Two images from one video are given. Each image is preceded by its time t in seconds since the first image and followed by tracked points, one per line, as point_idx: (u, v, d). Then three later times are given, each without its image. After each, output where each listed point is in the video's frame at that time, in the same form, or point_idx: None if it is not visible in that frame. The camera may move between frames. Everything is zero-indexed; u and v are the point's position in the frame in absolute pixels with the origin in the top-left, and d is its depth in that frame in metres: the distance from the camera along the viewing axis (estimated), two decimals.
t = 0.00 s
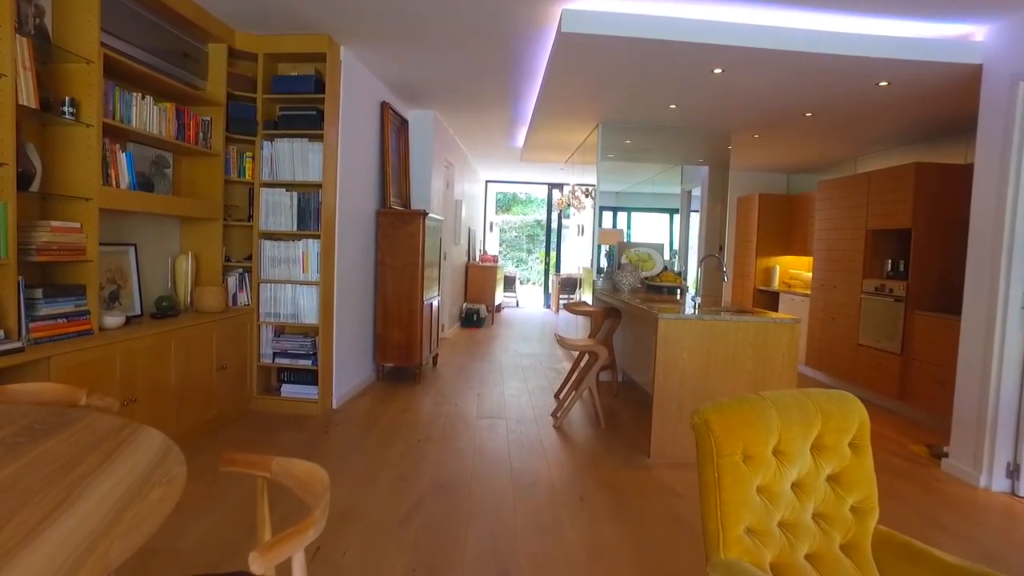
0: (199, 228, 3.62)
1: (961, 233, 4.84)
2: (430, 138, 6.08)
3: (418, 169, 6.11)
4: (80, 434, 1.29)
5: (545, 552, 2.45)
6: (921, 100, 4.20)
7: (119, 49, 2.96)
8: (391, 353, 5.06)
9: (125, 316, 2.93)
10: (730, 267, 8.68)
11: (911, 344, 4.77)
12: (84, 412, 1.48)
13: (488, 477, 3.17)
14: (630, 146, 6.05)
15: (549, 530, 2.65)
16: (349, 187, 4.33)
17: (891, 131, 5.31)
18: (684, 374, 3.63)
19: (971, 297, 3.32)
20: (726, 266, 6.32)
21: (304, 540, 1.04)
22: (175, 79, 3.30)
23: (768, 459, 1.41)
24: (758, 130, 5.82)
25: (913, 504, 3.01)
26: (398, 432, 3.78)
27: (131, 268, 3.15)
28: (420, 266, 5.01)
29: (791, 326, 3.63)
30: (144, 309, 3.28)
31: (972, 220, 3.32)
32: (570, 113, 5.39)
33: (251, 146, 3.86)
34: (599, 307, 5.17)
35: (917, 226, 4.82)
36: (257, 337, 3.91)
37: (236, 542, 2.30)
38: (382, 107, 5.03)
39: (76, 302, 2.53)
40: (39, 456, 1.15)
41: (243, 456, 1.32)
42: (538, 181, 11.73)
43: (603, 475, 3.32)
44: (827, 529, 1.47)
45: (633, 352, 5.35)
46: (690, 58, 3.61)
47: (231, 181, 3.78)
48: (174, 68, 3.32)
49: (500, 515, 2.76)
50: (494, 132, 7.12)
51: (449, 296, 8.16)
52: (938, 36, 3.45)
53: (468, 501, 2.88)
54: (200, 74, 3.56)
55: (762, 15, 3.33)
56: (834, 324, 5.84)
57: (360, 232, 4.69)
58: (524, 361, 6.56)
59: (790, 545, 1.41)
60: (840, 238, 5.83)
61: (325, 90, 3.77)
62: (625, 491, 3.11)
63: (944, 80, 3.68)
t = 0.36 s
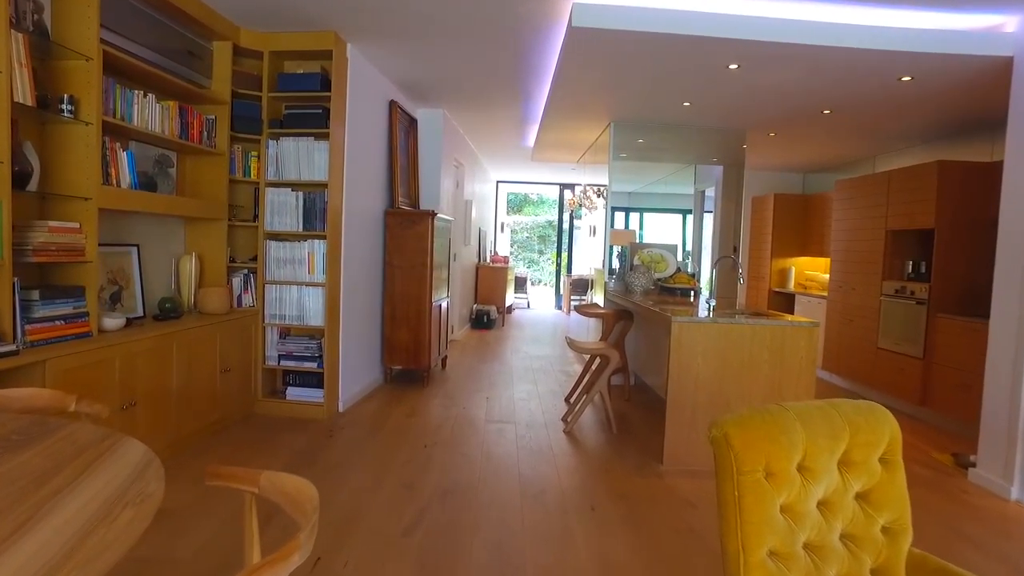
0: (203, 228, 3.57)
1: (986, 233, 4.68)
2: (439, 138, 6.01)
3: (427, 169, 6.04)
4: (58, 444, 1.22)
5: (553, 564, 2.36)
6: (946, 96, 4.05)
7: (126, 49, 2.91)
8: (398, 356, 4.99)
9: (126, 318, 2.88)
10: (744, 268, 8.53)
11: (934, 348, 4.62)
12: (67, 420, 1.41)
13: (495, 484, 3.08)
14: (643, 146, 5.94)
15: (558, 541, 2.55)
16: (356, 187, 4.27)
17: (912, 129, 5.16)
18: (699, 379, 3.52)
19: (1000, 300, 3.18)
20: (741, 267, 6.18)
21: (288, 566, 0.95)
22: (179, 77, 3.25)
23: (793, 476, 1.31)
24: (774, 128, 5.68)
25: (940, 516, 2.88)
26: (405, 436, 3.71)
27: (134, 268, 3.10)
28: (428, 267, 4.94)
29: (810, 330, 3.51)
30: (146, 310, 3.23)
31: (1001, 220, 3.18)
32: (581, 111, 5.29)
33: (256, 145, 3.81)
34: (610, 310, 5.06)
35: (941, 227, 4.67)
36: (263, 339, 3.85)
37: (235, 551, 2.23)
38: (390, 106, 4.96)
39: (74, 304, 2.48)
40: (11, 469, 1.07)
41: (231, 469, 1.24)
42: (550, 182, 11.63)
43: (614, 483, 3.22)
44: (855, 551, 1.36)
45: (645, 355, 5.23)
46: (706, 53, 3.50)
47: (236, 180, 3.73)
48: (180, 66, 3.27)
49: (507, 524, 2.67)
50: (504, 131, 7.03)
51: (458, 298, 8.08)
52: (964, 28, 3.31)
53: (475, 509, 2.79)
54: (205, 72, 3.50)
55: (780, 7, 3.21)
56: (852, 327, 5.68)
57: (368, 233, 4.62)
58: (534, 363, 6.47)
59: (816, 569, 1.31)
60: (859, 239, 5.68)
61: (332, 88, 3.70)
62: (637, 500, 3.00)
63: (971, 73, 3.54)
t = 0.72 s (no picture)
0: (206, 229, 3.49)
1: (1013, 234, 4.52)
2: (448, 137, 5.92)
3: (435, 169, 5.96)
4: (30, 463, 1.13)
5: None
6: (972, 90, 3.91)
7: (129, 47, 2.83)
8: (406, 359, 4.90)
9: (124, 322, 2.80)
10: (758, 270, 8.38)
11: (958, 353, 4.45)
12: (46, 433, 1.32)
13: (503, 494, 2.98)
14: (655, 145, 5.83)
15: (569, 555, 2.44)
16: (362, 187, 4.18)
17: (935, 126, 5.00)
18: (714, 386, 3.40)
19: None
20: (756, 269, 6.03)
21: None
22: (182, 75, 3.18)
23: (828, 501, 1.18)
24: (791, 126, 5.53)
25: (970, 531, 2.74)
26: (411, 443, 3.61)
27: (134, 270, 3.03)
28: (435, 268, 4.84)
29: (831, 334, 3.37)
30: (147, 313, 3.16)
31: None
32: (592, 109, 5.18)
33: (259, 144, 3.73)
34: (622, 312, 4.94)
35: (965, 227, 4.50)
36: (266, 342, 3.77)
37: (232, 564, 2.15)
38: (397, 104, 4.88)
39: (70, 307, 2.41)
40: None
41: (216, 492, 1.14)
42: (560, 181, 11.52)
43: (627, 493, 3.10)
44: None
45: (657, 359, 5.11)
46: (723, 48, 3.38)
47: (239, 180, 3.65)
48: (182, 63, 3.19)
49: (515, 537, 2.56)
50: (513, 129, 6.92)
51: (467, 299, 7.99)
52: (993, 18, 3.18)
53: (482, 520, 2.69)
54: (208, 70, 3.41)
55: None
56: (871, 331, 5.52)
57: (375, 234, 4.54)
58: (544, 367, 6.36)
59: None
60: (878, 239, 5.52)
61: (337, 85, 3.62)
62: (652, 512, 2.88)
63: (1000, 67, 3.40)
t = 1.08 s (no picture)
0: (205, 230, 3.43)
1: None
2: (452, 136, 5.84)
3: (440, 169, 5.89)
4: None
5: None
6: (991, 87, 3.79)
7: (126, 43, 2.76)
8: (409, 361, 4.83)
9: (119, 325, 2.74)
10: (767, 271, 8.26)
11: (976, 356, 4.33)
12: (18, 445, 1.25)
13: (506, 502, 2.89)
14: (663, 144, 5.73)
15: (573, 567, 2.35)
16: (364, 187, 4.11)
17: (951, 123, 4.88)
18: (724, 390, 3.30)
19: None
20: (766, 270, 5.92)
21: None
22: (180, 73, 3.11)
23: (853, 524, 1.08)
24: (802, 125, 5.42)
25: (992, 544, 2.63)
26: (413, 448, 3.54)
27: (130, 271, 2.97)
28: (439, 270, 4.77)
29: (845, 338, 3.27)
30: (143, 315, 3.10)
31: None
32: (599, 107, 5.09)
33: (259, 142, 3.66)
34: (629, 314, 4.85)
35: (983, 227, 4.38)
36: (266, 345, 3.70)
37: None
38: (401, 102, 4.81)
39: (61, 309, 2.36)
40: None
41: (191, 512, 1.05)
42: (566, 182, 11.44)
43: (633, 502, 3.01)
44: None
45: (664, 361, 5.02)
46: (734, 42, 3.29)
47: (238, 179, 3.59)
48: (180, 60, 3.12)
49: (517, 548, 2.47)
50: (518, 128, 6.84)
51: (472, 300, 7.91)
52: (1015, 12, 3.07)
53: (483, 530, 2.60)
54: (207, 67, 3.35)
55: None
56: (884, 334, 5.40)
57: (377, 234, 4.47)
58: (549, 369, 6.27)
59: None
60: (891, 240, 5.40)
61: (338, 83, 3.55)
62: (660, 522, 2.79)
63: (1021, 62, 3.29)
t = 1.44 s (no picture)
0: (199, 229, 3.36)
1: None
2: (452, 135, 5.78)
3: (440, 168, 5.82)
4: None
5: None
6: (1003, 82, 3.70)
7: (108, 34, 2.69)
8: (408, 363, 4.76)
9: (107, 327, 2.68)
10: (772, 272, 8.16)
11: (988, 359, 4.23)
12: None
13: (503, 510, 2.82)
14: (666, 143, 5.65)
15: None
16: (362, 186, 4.05)
17: (960, 120, 4.78)
18: (729, 394, 3.22)
19: None
20: (771, 271, 5.83)
21: None
22: (172, 69, 3.05)
23: (867, 546, 0.99)
24: (807, 123, 5.34)
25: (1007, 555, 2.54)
26: (410, 452, 3.47)
27: (121, 272, 2.91)
28: (438, 270, 4.70)
29: (853, 341, 3.18)
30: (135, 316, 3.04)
31: None
32: (601, 104, 5.02)
33: (254, 141, 3.60)
34: (631, 316, 4.77)
35: (995, 227, 4.28)
36: (261, 347, 3.64)
37: None
38: (400, 100, 4.74)
39: (45, 311, 2.30)
40: None
41: (154, 530, 0.98)
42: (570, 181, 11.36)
43: (635, 510, 2.93)
44: None
45: (668, 363, 4.93)
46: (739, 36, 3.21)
47: (233, 178, 3.52)
48: (169, 55, 3.07)
49: (514, 558, 2.39)
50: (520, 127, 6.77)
51: (474, 301, 7.85)
52: None
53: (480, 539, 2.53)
54: (200, 63, 3.30)
55: None
56: (893, 336, 5.30)
57: (375, 234, 4.40)
58: (551, 371, 6.19)
59: None
60: (899, 240, 5.30)
61: (333, 80, 3.48)
62: (662, 530, 2.71)
63: None
